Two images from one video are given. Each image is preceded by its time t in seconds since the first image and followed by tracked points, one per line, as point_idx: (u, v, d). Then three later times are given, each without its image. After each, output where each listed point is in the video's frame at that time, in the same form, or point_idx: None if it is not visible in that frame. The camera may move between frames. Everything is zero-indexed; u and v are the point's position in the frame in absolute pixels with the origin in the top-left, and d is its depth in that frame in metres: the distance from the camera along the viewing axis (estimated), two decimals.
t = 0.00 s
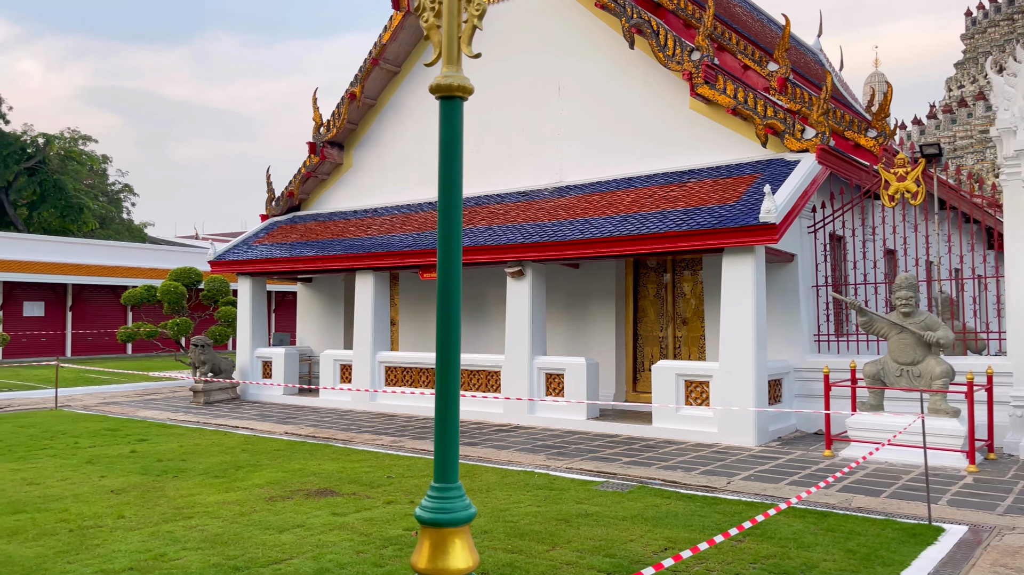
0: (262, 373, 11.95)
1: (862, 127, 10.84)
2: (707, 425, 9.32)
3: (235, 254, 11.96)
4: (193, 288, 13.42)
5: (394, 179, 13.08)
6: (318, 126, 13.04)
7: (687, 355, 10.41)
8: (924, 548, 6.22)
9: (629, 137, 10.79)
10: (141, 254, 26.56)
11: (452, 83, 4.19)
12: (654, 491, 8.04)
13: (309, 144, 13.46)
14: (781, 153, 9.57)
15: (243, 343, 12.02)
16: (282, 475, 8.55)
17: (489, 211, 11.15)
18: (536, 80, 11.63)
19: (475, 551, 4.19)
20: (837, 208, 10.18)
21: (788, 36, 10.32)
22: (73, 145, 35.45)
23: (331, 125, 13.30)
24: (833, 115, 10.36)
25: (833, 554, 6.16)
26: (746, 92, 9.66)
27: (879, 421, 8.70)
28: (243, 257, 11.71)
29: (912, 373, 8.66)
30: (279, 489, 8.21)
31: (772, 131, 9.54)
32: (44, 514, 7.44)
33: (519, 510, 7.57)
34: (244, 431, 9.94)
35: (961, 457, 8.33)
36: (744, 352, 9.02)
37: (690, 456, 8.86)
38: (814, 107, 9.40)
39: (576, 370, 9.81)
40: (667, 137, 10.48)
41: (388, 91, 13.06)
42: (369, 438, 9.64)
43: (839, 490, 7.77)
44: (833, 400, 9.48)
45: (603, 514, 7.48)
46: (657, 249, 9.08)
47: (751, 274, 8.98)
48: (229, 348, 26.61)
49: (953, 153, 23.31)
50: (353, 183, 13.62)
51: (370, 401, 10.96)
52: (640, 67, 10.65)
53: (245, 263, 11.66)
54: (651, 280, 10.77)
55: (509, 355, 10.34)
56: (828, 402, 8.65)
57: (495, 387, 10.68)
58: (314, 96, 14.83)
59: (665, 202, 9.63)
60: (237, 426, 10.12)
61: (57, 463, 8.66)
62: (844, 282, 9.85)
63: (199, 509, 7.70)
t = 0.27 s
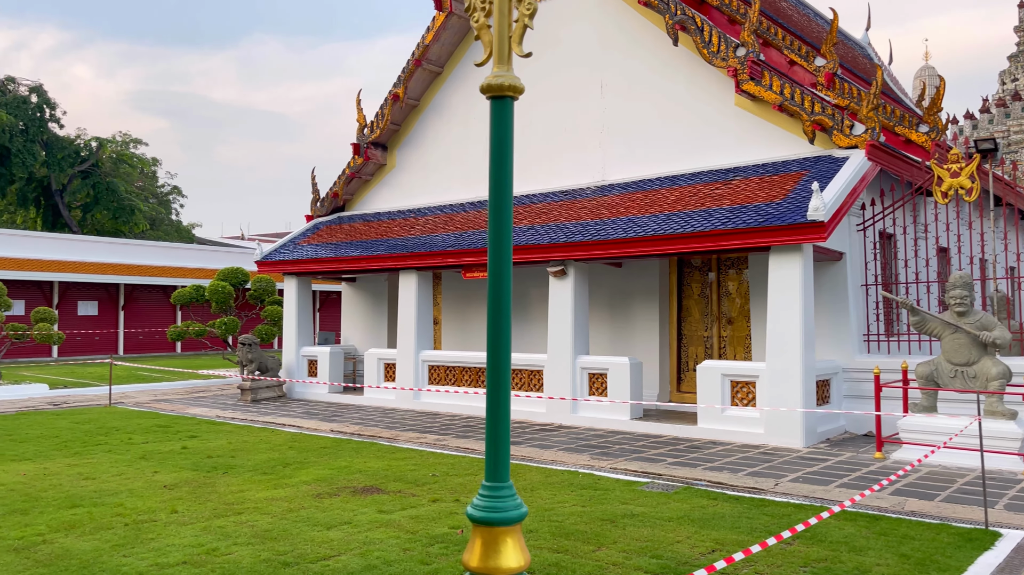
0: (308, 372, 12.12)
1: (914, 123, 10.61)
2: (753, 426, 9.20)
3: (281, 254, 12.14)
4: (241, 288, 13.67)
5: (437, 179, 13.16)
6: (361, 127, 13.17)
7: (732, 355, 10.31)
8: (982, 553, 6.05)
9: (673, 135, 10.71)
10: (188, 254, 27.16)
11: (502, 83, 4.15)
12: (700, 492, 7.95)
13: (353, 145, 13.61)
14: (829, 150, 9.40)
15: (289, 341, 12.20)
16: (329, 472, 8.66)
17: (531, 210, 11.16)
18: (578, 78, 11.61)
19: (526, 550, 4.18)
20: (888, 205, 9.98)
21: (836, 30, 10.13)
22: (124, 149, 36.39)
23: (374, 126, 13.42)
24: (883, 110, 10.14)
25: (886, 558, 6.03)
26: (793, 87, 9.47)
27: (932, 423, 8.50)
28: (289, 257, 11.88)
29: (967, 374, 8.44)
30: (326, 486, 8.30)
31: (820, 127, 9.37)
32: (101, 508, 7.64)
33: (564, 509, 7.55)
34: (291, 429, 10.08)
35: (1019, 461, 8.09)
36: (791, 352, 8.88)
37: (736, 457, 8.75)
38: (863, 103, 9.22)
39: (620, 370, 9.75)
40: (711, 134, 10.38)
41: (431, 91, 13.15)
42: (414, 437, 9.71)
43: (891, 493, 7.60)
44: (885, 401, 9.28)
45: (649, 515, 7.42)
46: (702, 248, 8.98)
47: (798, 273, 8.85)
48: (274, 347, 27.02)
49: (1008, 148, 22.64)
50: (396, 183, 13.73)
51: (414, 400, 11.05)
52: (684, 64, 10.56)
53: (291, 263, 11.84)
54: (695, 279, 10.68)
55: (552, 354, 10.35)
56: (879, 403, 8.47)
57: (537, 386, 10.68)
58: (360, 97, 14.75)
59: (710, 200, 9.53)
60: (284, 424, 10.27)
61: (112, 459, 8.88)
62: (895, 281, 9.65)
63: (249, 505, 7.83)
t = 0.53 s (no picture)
0: (353, 370, 12.28)
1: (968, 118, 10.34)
2: (801, 427, 9.05)
3: (326, 253, 12.30)
4: (287, 287, 13.89)
5: (479, 179, 13.22)
6: (405, 127, 13.28)
7: (779, 355, 10.18)
8: None
9: (718, 132, 10.60)
10: (235, 253, 27.44)
11: (553, 80, 4.10)
12: (747, 493, 7.85)
13: (397, 145, 13.73)
14: (879, 146, 9.21)
15: (334, 340, 12.37)
16: (374, 469, 8.75)
17: (574, 208, 11.13)
18: (622, 76, 11.56)
19: (578, 549, 4.13)
20: (941, 201, 9.75)
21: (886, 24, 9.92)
22: (173, 151, 37.23)
23: (417, 127, 13.53)
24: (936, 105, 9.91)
25: (942, 563, 5.89)
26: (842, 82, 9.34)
27: (988, 425, 8.26)
28: (333, 256, 12.03)
29: None
30: (371, 483, 8.39)
31: (870, 123, 9.19)
32: (154, 502, 7.82)
33: (609, 509, 7.52)
34: (336, 426, 10.20)
35: None
36: (840, 352, 8.72)
37: (784, 458, 8.62)
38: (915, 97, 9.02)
39: (664, 370, 9.68)
40: (757, 131, 10.25)
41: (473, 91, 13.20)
42: (457, 434, 9.75)
43: (945, 497, 7.42)
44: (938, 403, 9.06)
45: (695, 516, 7.34)
46: (749, 246, 8.86)
47: (848, 271, 8.69)
48: (319, 345, 27.38)
49: None
50: (439, 183, 13.82)
51: (456, 398, 11.11)
52: (730, 60, 10.45)
53: (335, 262, 11.98)
54: (741, 278, 10.60)
55: (595, 353, 10.33)
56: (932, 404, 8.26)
57: (580, 385, 10.67)
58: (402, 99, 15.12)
59: (756, 197, 9.41)
60: (330, 421, 10.40)
61: (164, 454, 9.09)
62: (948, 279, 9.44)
63: (297, 501, 7.94)
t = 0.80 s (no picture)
0: (397, 368, 12.38)
1: None
2: (851, 429, 8.88)
3: (370, 252, 12.42)
4: (332, 286, 14.06)
5: (521, 178, 13.24)
6: (448, 126, 13.35)
7: (828, 356, 10.02)
8: None
9: (765, 128, 10.47)
10: (285, 253, 28.02)
11: (607, 77, 4.03)
12: (796, 496, 7.72)
13: (440, 145, 13.81)
14: (933, 141, 8.98)
15: (378, 338, 12.50)
16: (420, 466, 8.80)
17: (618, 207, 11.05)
18: (667, 72, 11.49)
19: (631, 550, 4.04)
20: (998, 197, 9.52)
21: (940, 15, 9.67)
22: (220, 153, 37.94)
23: (461, 126, 13.59)
24: (992, 98, 9.64)
25: (1002, 570, 5.72)
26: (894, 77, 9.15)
27: None
28: (378, 255, 12.14)
29: None
30: (417, 480, 8.45)
31: (923, 117, 8.97)
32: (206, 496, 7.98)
33: (655, 509, 7.45)
34: (381, 423, 10.30)
35: None
36: (892, 352, 8.53)
37: (833, 460, 8.47)
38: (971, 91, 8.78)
39: (709, 370, 9.59)
40: (805, 127, 10.09)
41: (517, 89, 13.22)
42: (501, 433, 9.77)
43: (1002, 502, 7.22)
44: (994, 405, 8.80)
45: (743, 518, 7.24)
46: (797, 244, 8.71)
47: (901, 269, 8.48)
48: (363, 343, 27.69)
49: None
50: (482, 182, 13.87)
51: (499, 396, 11.14)
52: (777, 55, 10.31)
53: (380, 262, 12.08)
54: (789, 277, 10.43)
55: (640, 352, 10.28)
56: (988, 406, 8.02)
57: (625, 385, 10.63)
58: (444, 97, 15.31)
59: (804, 194, 9.25)
60: (375, 418, 10.50)
61: (215, 449, 9.26)
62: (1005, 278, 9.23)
63: (344, 497, 8.03)
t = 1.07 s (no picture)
0: (441, 366, 12.48)
1: None
2: (904, 431, 8.68)
3: (415, 252, 12.53)
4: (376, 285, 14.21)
5: (565, 176, 13.24)
6: (493, 126, 13.41)
7: (879, 357, 9.82)
8: None
9: (815, 125, 10.31)
10: (339, 253, 28.93)
11: (660, 74, 3.95)
12: (848, 499, 7.57)
13: (484, 145, 13.85)
14: (991, 136, 8.74)
15: (423, 337, 12.66)
16: (465, 465, 8.85)
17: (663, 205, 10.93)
18: (714, 69, 11.40)
19: (685, 553, 3.96)
20: None
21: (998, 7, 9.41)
22: (268, 154, 38.65)
23: (505, 125, 13.64)
24: None
25: None
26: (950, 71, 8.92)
27: None
28: (423, 255, 12.24)
29: None
30: (462, 479, 8.49)
31: (980, 112, 8.73)
32: (256, 492, 8.11)
33: (703, 511, 7.37)
34: (426, 421, 10.37)
35: None
36: (948, 353, 8.32)
37: (886, 463, 8.29)
38: None
39: (757, 370, 9.50)
40: (857, 123, 9.91)
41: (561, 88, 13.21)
42: (545, 432, 9.77)
43: None
44: None
45: (794, 520, 7.12)
46: (848, 243, 8.54)
47: (957, 268, 8.27)
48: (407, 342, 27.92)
49: None
50: (526, 181, 13.89)
51: (543, 396, 11.17)
52: (827, 50, 10.15)
53: (425, 261, 12.18)
54: (839, 276, 10.24)
55: (686, 352, 10.21)
56: None
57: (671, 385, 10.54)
58: (489, 96, 15.38)
59: (855, 192, 9.08)
60: (420, 416, 10.60)
61: (264, 445, 9.42)
62: None
63: (391, 494, 8.10)
